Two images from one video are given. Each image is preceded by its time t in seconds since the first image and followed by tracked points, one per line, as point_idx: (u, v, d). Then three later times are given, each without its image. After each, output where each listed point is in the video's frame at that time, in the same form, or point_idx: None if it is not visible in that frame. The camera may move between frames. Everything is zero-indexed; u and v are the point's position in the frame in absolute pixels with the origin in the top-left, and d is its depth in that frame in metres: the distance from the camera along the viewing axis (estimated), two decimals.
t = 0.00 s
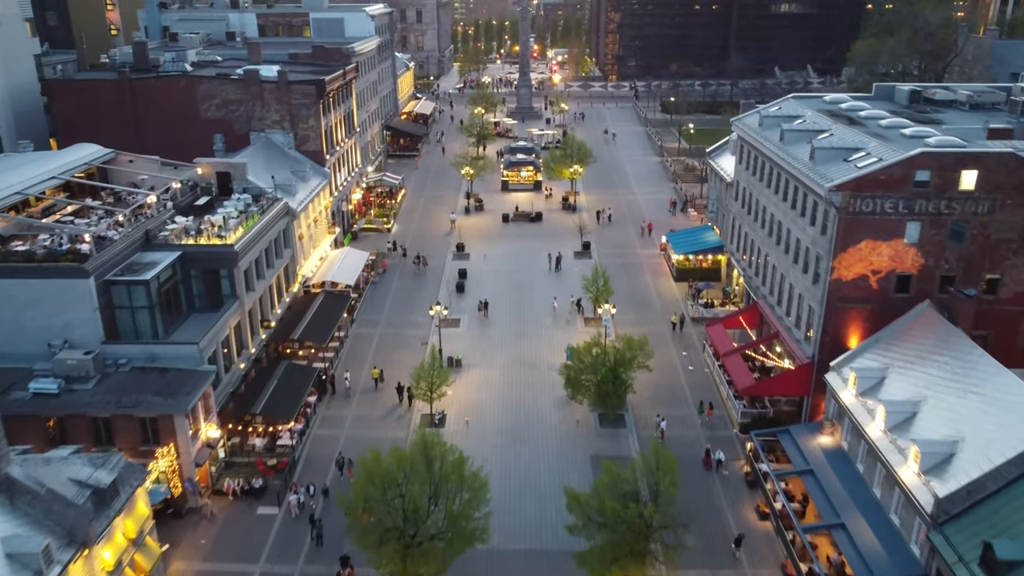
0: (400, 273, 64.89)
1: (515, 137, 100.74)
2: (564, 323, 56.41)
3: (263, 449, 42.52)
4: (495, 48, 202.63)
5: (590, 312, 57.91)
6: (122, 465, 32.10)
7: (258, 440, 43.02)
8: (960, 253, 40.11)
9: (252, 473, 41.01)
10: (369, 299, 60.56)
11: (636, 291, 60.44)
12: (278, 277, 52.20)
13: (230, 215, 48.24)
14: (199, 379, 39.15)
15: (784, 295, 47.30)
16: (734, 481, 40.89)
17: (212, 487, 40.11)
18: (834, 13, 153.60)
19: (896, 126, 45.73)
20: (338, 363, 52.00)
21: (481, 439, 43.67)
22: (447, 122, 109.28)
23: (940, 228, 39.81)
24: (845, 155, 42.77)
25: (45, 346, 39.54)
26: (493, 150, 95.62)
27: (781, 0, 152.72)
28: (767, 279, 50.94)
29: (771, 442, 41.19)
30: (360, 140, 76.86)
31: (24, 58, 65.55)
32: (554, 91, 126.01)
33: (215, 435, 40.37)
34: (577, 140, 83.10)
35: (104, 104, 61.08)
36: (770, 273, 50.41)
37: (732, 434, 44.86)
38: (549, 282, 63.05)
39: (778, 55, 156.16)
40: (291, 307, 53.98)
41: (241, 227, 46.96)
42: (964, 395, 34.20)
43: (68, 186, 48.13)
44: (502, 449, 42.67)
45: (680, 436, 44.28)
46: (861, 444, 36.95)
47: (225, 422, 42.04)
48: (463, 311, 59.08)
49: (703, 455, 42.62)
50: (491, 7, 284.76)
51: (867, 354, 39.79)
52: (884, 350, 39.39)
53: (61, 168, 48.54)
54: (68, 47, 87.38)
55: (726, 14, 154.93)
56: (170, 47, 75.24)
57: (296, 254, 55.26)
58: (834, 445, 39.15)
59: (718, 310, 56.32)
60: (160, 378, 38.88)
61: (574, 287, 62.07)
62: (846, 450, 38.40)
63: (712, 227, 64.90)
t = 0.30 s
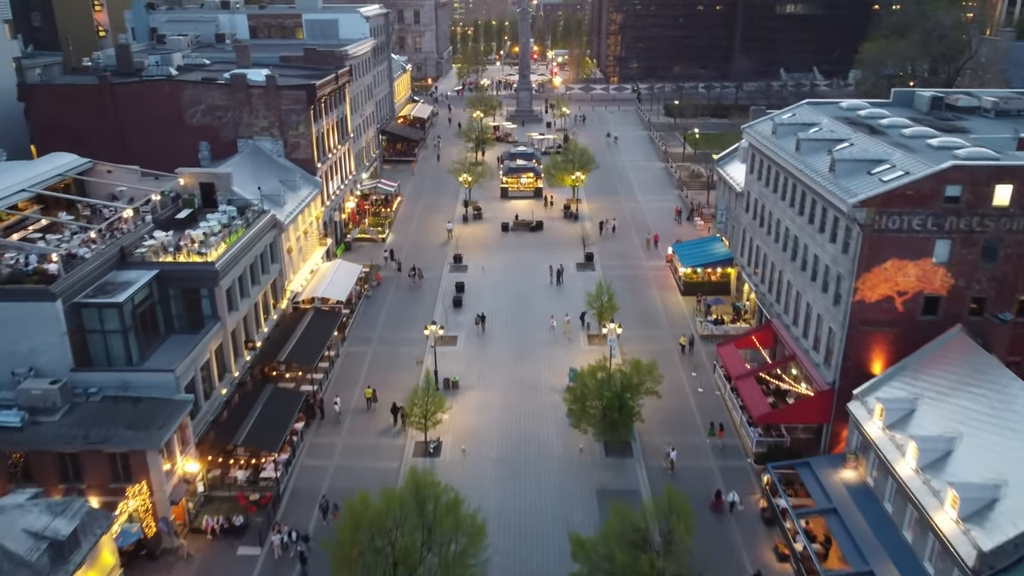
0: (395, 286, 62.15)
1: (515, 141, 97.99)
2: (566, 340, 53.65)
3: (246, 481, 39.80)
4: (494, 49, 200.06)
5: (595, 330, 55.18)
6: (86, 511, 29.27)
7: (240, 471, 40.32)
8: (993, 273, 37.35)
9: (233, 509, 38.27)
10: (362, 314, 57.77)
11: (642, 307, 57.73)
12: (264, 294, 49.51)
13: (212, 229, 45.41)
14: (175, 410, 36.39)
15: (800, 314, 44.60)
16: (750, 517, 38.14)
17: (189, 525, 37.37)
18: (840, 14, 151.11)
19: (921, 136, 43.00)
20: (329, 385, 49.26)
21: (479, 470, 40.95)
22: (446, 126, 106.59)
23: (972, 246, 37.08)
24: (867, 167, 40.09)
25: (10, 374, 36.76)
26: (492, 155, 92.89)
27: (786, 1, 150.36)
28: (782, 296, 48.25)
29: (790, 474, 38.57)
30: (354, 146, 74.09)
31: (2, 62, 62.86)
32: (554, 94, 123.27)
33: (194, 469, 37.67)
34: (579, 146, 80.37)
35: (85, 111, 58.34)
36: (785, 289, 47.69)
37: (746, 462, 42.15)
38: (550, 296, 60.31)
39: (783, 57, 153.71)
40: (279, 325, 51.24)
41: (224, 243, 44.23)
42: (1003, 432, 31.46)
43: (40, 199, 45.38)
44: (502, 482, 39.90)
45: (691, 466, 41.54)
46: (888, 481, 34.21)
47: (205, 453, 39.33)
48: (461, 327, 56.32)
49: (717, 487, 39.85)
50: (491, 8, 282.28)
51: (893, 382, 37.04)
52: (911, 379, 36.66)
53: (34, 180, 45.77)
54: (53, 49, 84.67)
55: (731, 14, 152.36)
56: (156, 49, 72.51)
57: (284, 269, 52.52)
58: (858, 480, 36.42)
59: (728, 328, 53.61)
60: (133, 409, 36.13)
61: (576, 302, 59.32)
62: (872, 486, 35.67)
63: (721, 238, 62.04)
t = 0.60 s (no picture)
0: (389, 301, 59.36)
1: (514, 146, 95.20)
2: (569, 360, 50.83)
3: (226, 520, 36.96)
4: (494, 51, 197.45)
5: (599, 348, 52.38)
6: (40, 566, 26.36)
7: (220, 509, 37.50)
8: None
9: (210, 551, 35.38)
10: (354, 331, 54.94)
11: (648, 324, 55.01)
12: (249, 313, 46.76)
13: (193, 246, 42.58)
14: (147, 445, 33.56)
15: (819, 337, 41.84)
16: (769, 558, 35.25)
17: (162, 568, 34.43)
18: (847, 15, 148.55)
19: (948, 146, 40.24)
20: (317, 409, 46.45)
21: (478, 505, 38.13)
22: (444, 130, 103.82)
23: (1009, 267, 34.32)
24: (894, 182, 37.34)
25: None
26: (492, 160, 90.10)
27: (791, 2, 147.70)
28: (798, 315, 45.48)
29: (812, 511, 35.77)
30: (347, 153, 71.25)
31: None
32: (555, 97, 120.51)
33: (168, 509, 34.81)
34: (581, 152, 77.57)
35: (63, 117, 55.56)
36: (801, 308, 44.93)
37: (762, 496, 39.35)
38: (551, 312, 57.48)
39: (789, 59, 151.19)
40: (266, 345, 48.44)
41: (205, 261, 41.48)
42: None
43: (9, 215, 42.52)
44: (501, 519, 37.07)
45: (704, 501, 38.71)
46: (922, 526, 31.32)
47: (181, 489, 36.50)
48: (458, 345, 53.53)
49: (732, 526, 36.96)
50: (490, 9, 279.80)
51: (924, 415, 34.25)
52: (945, 412, 33.86)
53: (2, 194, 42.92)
54: (37, 52, 81.96)
55: (735, 15, 149.59)
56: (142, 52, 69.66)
57: (271, 285, 49.79)
58: (887, 522, 33.57)
59: (740, 347, 50.83)
60: (101, 446, 33.32)
61: (579, 318, 56.52)
62: (902, 529, 32.81)
63: (730, 250, 59.26)
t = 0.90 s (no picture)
0: (383, 316, 56.56)
1: (514, 151, 92.44)
2: (572, 381, 48.09)
3: (202, 563, 34.12)
4: (494, 52, 194.81)
5: (604, 369, 49.64)
6: None
7: (196, 551, 34.70)
8: None
9: None
10: (345, 350, 52.14)
11: (655, 343, 52.24)
12: (231, 335, 44.00)
13: (170, 265, 39.76)
14: (115, 488, 30.76)
15: (841, 362, 39.10)
16: None
17: None
18: (854, 16, 145.89)
19: (980, 159, 37.49)
20: (305, 437, 43.68)
21: (474, 545, 35.35)
22: (442, 134, 101.04)
23: None
24: (924, 198, 34.63)
25: None
26: (491, 166, 87.30)
27: (798, 2, 145.06)
28: (816, 337, 42.72)
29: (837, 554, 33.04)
30: (340, 160, 68.51)
31: None
32: (556, 100, 117.76)
33: (135, 555, 31.87)
34: (584, 158, 74.84)
35: (40, 125, 52.77)
36: (820, 330, 42.16)
37: (781, 534, 36.52)
38: (553, 329, 54.74)
39: (795, 61, 148.57)
40: (250, 368, 45.67)
41: (183, 280, 38.74)
42: None
43: None
44: (500, 561, 34.27)
45: (719, 541, 35.86)
46: None
47: (151, 532, 33.58)
48: (455, 365, 50.76)
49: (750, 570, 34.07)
50: (490, 9, 277.22)
51: (962, 454, 31.46)
52: (984, 451, 31.04)
53: None
54: (20, 55, 79.28)
55: (740, 16, 146.87)
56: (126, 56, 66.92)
57: (257, 303, 47.02)
58: (921, 569, 30.62)
59: (753, 368, 48.05)
60: (64, 488, 30.58)
61: (583, 335, 53.77)
62: None
63: (741, 263, 56.54)
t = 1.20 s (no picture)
0: (376, 333, 53.72)
1: (514, 157, 89.63)
2: (576, 406, 45.28)
3: None
4: (493, 53, 192.12)
5: (610, 392, 46.84)
6: None
7: None
8: None
9: None
10: (335, 372, 49.33)
11: (663, 363, 49.46)
12: (211, 359, 41.22)
13: (144, 288, 36.91)
14: (75, 539, 27.91)
15: (866, 391, 36.34)
16: None
17: None
18: (862, 17, 143.32)
19: (1018, 174, 34.71)
20: (290, 469, 40.89)
21: None
22: (440, 138, 98.31)
23: None
24: (960, 218, 31.84)
25: None
26: (490, 172, 84.56)
27: (805, 3, 142.64)
28: (836, 362, 39.96)
29: None
30: (333, 168, 65.68)
31: None
32: (556, 103, 115.07)
33: None
34: (586, 166, 72.09)
35: (15, 132, 49.88)
36: (841, 355, 39.41)
37: None
38: (555, 347, 51.92)
39: (800, 63, 146.02)
40: (233, 393, 42.90)
41: (158, 305, 35.94)
42: None
43: None
44: None
45: None
46: None
47: None
48: (451, 387, 47.96)
49: None
50: (489, 10, 274.58)
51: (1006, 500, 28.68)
52: None
53: None
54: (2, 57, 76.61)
55: (745, 17, 144.26)
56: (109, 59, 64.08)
57: (240, 324, 44.17)
58: None
59: (767, 392, 45.23)
60: (19, 540, 27.77)
61: (587, 355, 50.97)
62: None
63: (752, 278, 53.77)
